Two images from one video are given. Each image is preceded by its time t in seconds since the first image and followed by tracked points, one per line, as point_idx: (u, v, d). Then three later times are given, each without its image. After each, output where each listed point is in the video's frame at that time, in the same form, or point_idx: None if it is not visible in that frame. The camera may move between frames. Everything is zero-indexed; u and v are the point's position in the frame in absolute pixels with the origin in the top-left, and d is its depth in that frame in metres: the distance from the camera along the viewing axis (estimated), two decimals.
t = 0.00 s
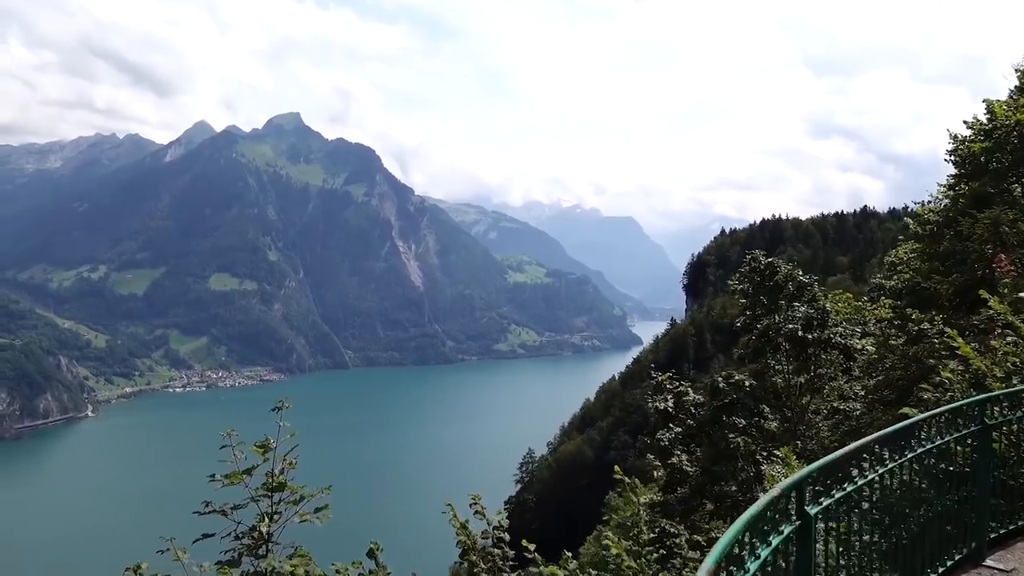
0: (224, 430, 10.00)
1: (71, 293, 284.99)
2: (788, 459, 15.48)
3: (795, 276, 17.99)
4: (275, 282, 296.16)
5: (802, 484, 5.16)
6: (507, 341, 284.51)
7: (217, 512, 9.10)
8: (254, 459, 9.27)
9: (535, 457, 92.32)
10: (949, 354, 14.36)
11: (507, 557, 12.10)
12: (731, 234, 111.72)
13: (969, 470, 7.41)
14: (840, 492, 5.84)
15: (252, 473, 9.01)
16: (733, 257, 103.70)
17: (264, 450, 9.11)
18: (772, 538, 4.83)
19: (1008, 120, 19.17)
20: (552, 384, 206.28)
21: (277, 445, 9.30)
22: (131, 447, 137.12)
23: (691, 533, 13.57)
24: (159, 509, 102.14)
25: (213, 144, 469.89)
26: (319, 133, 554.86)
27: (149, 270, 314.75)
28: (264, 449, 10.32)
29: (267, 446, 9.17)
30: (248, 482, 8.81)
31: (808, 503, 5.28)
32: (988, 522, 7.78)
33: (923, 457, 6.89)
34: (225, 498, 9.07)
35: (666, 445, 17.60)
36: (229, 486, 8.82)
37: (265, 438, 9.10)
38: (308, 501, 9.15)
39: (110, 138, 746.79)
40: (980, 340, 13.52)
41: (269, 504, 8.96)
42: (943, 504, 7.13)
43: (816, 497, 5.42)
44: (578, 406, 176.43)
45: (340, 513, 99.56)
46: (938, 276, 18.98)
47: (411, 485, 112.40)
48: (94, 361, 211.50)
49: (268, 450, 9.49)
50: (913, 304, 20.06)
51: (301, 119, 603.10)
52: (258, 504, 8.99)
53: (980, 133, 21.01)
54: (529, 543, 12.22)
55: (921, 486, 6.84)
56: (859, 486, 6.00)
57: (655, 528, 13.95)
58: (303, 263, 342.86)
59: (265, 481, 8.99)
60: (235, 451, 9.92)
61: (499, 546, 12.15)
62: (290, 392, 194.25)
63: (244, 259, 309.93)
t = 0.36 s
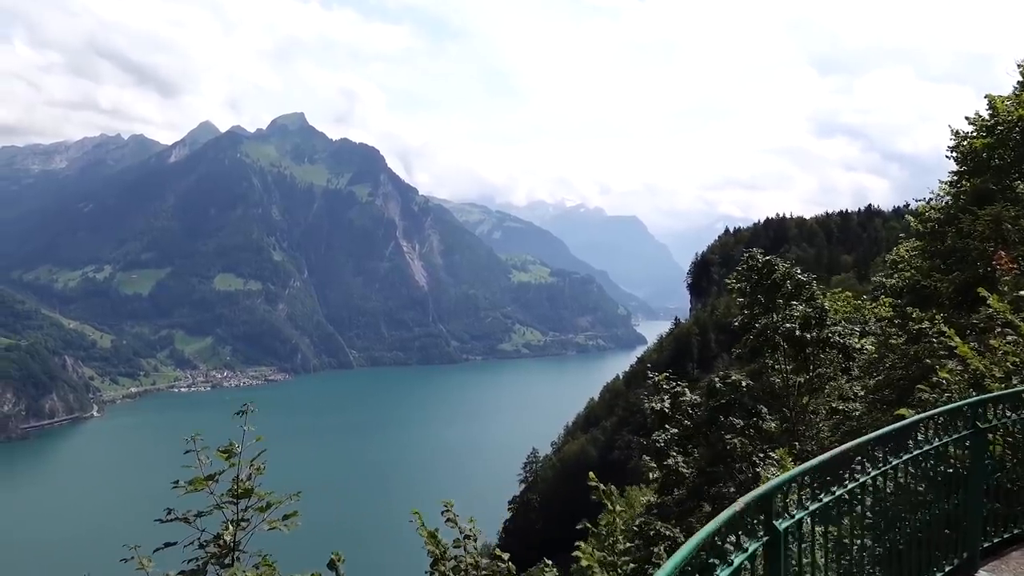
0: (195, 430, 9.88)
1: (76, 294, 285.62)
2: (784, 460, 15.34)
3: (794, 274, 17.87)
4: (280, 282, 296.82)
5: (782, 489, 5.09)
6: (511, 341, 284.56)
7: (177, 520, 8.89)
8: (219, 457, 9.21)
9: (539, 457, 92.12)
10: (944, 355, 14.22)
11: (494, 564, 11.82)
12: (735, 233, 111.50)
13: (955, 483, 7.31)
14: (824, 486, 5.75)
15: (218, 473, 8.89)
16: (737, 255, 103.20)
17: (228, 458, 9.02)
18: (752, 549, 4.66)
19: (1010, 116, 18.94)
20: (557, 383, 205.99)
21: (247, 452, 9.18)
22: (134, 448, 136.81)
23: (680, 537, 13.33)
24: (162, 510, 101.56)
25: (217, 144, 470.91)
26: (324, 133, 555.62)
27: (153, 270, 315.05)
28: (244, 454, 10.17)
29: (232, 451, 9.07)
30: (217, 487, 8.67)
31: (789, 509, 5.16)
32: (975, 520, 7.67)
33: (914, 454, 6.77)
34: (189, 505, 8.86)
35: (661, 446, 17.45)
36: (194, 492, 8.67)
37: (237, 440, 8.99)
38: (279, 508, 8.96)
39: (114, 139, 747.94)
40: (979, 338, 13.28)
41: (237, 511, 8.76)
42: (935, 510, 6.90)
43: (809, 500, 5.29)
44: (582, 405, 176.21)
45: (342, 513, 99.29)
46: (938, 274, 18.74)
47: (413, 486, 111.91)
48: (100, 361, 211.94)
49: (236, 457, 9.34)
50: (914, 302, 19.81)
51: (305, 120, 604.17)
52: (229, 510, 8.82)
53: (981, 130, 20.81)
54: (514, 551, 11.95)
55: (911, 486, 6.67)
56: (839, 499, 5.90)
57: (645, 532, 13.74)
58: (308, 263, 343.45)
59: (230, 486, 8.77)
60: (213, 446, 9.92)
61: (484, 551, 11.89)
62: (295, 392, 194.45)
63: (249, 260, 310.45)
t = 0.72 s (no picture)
0: (192, 430, 9.87)
1: (104, 295, 290.49)
2: (800, 466, 15.15)
3: (812, 276, 17.65)
4: (303, 284, 299.69)
5: (785, 498, 4.97)
6: (533, 343, 284.63)
7: (169, 524, 8.84)
8: (217, 461, 9.19)
9: (561, 459, 91.63)
10: (967, 360, 13.91)
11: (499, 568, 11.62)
12: (759, 235, 110.45)
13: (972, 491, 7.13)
14: (827, 491, 5.62)
15: (214, 475, 8.90)
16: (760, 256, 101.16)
17: (222, 461, 8.94)
18: (749, 558, 4.55)
19: None
20: (578, 385, 205.17)
21: (245, 457, 9.16)
22: (159, 447, 138.39)
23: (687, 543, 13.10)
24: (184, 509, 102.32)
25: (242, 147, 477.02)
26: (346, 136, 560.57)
27: (179, 272, 319.52)
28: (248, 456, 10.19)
29: (223, 456, 9.01)
30: (217, 495, 8.64)
31: (794, 520, 5.05)
32: (1006, 524, 7.41)
33: (929, 454, 6.57)
34: (188, 506, 8.84)
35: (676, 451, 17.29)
36: (185, 497, 8.68)
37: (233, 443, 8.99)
38: (276, 513, 8.92)
39: (141, 142, 759.74)
40: (1002, 344, 12.89)
41: (232, 515, 8.73)
42: (953, 519, 6.70)
43: (822, 505, 5.21)
44: (604, 408, 175.29)
45: (363, 515, 99.30)
46: (961, 277, 18.29)
47: (435, 487, 111.81)
48: (127, 362, 215.26)
49: (235, 461, 9.29)
50: (937, 306, 19.35)
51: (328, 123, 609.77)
52: (227, 514, 8.80)
53: (1008, 129, 20.25)
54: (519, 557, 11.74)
55: (922, 491, 6.49)
56: (853, 505, 5.76)
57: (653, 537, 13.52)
58: (331, 265, 346.32)
59: (221, 494, 8.76)
60: (215, 450, 9.95)
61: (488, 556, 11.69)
62: (317, 394, 195.86)
63: (273, 262, 313.84)
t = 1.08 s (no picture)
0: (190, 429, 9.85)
1: (136, 296, 295.79)
2: (822, 469, 14.82)
3: (835, 276, 17.33)
4: (331, 286, 302.60)
5: (781, 509, 4.88)
6: (559, 345, 284.05)
7: (160, 527, 8.72)
8: (216, 461, 9.18)
9: (587, 461, 90.90)
10: (995, 362, 13.49)
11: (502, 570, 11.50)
12: (787, 236, 108.83)
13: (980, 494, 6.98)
14: (832, 495, 5.53)
15: (211, 473, 8.90)
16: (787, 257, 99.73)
17: (218, 463, 8.89)
18: (747, 565, 4.38)
19: None
20: (602, 387, 204.07)
21: (243, 459, 9.12)
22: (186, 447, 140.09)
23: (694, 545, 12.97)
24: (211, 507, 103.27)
25: (271, 151, 483.47)
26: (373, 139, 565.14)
27: (208, 273, 324.27)
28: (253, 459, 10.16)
29: (217, 459, 8.96)
30: (217, 497, 8.60)
31: (788, 529, 4.94)
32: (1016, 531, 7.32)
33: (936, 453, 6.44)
34: (185, 506, 8.76)
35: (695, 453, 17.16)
36: (178, 499, 8.67)
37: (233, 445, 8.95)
38: (272, 520, 8.88)
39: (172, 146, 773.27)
40: None
41: (227, 519, 8.67)
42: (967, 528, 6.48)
43: (824, 512, 5.15)
44: (630, 410, 174.19)
45: (388, 515, 99.42)
46: (989, 277, 17.78)
47: (460, 489, 111.65)
48: (158, 362, 218.96)
49: (236, 462, 9.27)
50: (965, 306, 18.80)
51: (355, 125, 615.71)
52: (224, 516, 8.73)
53: None
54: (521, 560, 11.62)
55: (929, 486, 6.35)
56: (854, 514, 5.63)
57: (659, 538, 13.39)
58: (357, 267, 349.29)
59: (213, 495, 8.68)
60: (219, 449, 9.94)
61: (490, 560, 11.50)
62: (343, 395, 197.34)
63: (300, 264, 317.22)
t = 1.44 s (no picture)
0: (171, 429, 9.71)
1: (165, 297, 300.23)
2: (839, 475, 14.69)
3: (857, 275, 16.91)
4: (355, 286, 304.77)
5: (770, 515, 5.06)
6: (583, 346, 283.29)
7: (145, 532, 8.87)
8: (204, 465, 9.29)
9: (610, 462, 90.14)
10: (1017, 367, 13.11)
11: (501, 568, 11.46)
12: (812, 236, 107.30)
13: (975, 499, 7.17)
14: (831, 506, 5.54)
15: (194, 475, 8.96)
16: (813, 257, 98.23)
17: (204, 467, 8.99)
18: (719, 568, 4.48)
19: None
20: (626, 386, 202.96)
21: (233, 461, 9.24)
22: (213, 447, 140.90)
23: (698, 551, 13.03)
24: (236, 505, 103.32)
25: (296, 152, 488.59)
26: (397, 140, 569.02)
27: (235, 274, 328.19)
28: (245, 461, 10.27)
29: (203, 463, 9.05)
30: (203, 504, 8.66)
31: (766, 542, 5.09)
32: (1019, 534, 7.26)
33: (927, 461, 6.65)
34: (173, 508, 8.79)
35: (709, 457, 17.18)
36: (163, 501, 8.65)
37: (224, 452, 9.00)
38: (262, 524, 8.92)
39: (200, 148, 784.87)
40: None
41: (213, 522, 8.77)
42: (948, 518, 6.73)
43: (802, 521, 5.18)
44: (654, 411, 173.16)
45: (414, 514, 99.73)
46: (1016, 277, 17.22)
47: (484, 489, 111.40)
48: (186, 362, 221.92)
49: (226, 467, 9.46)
50: (994, 306, 18.21)
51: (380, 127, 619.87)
52: (214, 519, 8.87)
53: None
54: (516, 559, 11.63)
55: (924, 485, 6.61)
56: (851, 519, 5.87)
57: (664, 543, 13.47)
58: (381, 267, 351.61)
59: (198, 499, 8.78)
60: (209, 454, 10.00)
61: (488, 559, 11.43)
62: (367, 395, 198.69)
63: (325, 265, 319.85)
